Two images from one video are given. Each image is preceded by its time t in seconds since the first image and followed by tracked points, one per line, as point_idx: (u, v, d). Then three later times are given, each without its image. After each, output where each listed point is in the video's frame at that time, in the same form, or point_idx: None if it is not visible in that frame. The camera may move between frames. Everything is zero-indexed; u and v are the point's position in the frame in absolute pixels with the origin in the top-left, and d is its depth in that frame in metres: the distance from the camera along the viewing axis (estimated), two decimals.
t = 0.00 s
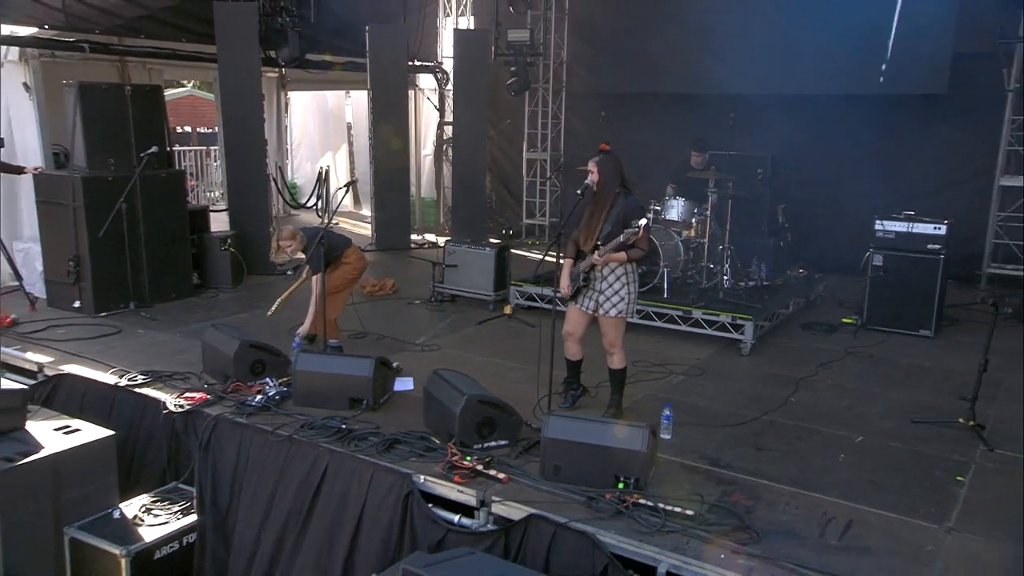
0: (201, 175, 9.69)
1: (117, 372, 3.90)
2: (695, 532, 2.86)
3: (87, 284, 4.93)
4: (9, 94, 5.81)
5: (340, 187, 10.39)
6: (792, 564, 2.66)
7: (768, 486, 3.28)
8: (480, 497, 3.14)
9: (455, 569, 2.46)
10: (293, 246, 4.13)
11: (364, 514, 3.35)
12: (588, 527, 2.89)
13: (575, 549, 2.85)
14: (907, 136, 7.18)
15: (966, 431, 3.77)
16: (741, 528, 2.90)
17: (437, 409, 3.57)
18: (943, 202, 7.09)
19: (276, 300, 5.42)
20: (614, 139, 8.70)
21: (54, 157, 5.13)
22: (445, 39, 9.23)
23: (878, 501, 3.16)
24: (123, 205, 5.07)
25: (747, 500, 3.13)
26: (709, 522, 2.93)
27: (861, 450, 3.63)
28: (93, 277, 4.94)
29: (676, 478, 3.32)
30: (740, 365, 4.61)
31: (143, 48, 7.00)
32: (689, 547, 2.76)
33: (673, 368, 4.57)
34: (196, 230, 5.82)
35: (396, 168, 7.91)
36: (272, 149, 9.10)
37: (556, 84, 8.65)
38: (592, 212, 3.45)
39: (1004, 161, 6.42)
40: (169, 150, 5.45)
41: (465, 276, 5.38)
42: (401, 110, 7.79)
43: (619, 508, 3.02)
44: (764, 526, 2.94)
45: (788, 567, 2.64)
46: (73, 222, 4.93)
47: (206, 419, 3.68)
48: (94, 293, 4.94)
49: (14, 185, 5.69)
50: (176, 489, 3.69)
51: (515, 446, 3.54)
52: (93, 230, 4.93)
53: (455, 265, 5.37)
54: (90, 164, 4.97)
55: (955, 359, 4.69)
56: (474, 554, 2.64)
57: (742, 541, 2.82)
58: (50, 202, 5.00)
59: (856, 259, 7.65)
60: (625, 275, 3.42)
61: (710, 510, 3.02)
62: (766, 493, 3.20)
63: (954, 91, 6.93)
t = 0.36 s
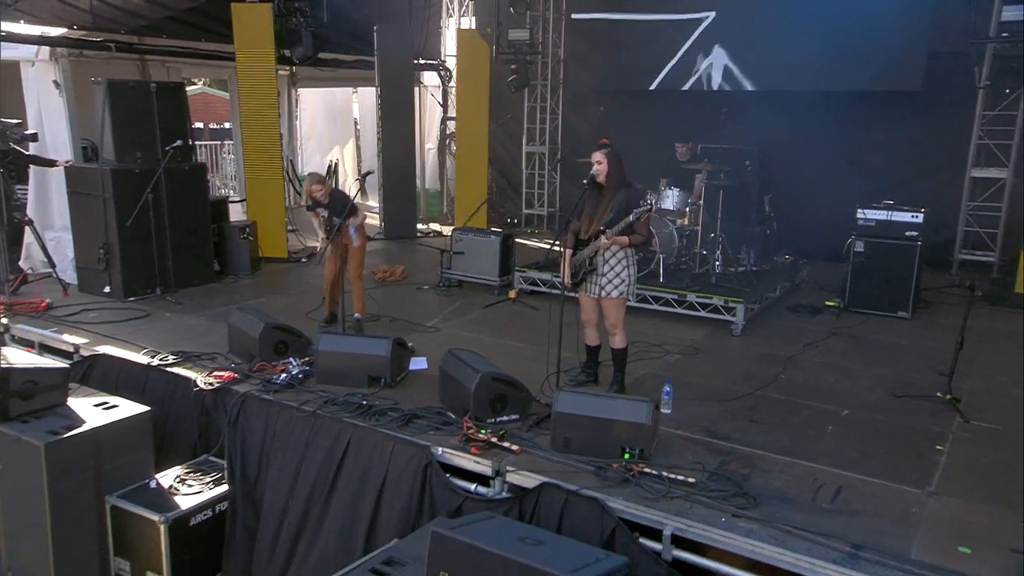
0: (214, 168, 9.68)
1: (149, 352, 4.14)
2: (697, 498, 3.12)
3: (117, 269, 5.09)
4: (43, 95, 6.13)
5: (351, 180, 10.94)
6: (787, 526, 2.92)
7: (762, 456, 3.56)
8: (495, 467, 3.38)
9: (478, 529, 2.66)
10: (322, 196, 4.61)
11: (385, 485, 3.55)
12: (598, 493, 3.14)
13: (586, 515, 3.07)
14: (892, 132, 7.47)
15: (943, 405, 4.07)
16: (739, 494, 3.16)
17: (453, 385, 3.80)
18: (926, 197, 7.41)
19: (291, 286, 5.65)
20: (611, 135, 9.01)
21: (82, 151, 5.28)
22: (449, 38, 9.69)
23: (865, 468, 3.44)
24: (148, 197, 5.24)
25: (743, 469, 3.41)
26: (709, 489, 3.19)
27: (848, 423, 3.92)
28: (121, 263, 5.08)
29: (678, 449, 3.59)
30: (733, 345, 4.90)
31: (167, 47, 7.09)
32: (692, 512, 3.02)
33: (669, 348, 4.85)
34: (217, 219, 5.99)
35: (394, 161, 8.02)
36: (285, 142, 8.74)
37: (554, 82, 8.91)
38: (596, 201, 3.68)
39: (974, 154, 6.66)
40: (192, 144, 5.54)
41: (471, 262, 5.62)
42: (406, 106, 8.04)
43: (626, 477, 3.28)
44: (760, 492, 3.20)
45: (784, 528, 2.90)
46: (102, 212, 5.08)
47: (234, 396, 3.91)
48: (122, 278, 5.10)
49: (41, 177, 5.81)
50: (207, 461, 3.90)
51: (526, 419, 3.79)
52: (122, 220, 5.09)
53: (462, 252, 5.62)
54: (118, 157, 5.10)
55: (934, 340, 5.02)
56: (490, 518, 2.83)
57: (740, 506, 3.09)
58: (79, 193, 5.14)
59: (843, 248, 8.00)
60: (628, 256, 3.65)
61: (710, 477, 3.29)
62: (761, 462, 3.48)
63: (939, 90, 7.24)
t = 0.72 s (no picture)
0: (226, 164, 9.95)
1: (174, 337, 4.38)
2: (695, 468, 3.35)
3: (141, 259, 5.22)
4: (68, 94, 6.21)
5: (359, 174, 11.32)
6: (781, 493, 3.17)
7: (754, 430, 3.84)
8: (506, 442, 3.59)
9: (495, 496, 2.83)
10: (351, 162, 4.97)
11: (401, 460, 3.74)
12: (603, 466, 3.36)
13: (593, 485, 3.30)
14: (873, 130, 7.82)
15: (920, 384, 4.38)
16: (734, 465, 3.39)
17: (463, 367, 4.02)
18: (906, 192, 7.77)
19: (301, 276, 5.87)
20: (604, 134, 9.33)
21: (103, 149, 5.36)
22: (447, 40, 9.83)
23: (849, 441, 3.72)
24: (168, 192, 5.35)
25: (737, 442, 3.67)
26: (706, 460, 3.43)
27: (831, 399, 4.22)
28: (146, 254, 5.22)
29: (675, 424, 3.85)
30: (723, 329, 5.21)
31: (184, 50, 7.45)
32: (692, 481, 3.24)
33: (663, 331, 5.16)
34: (232, 211, 6.11)
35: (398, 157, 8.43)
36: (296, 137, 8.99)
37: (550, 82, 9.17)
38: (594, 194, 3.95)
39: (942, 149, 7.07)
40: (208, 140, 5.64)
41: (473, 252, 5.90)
42: (407, 105, 8.27)
43: (628, 450, 3.50)
44: (754, 463, 3.45)
45: (777, 495, 3.15)
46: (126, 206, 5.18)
47: (256, 378, 4.13)
48: (146, 267, 5.24)
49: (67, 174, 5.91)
50: (232, 439, 4.12)
51: (532, 398, 4.04)
52: (144, 212, 5.20)
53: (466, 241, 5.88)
54: (141, 152, 5.20)
55: (910, 324, 5.35)
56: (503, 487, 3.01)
57: (736, 475, 3.32)
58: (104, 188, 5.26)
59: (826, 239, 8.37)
60: (629, 244, 3.90)
61: (707, 450, 3.54)
62: (753, 436, 3.75)
63: (919, 91, 7.58)
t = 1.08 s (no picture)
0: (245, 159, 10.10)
1: (198, 326, 4.63)
2: (693, 444, 3.64)
3: (162, 253, 5.41)
4: (93, 96, 6.41)
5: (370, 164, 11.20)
6: (773, 466, 3.45)
7: (746, 408, 4.14)
8: (516, 421, 3.85)
9: (513, 470, 3.04)
10: (379, 156, 5.24)
11: (417, 439, 3.99)
12: (608, 442, 3.63)
13: (598, 459, 3.58)
14: (853, 130, 8.20)
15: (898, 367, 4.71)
16: (729, 441, 3.68)
17: (473, 352, 4.29)
18: (884, 189, 8.17)
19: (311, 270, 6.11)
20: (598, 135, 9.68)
21: (126, 148, 5.55)
22: (447, 45, 10.33)
23: (833, 417, 4.04)
24: (189, 188, 5.56)
25: (731, 420, 3.97)
26: (704, 437, 3.71)
27: (814, 379, 4.56)
28: (167, 248, 5.41)
29: (673, 404, 4.15)
30: (713, 317, 5.55)
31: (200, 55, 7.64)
32: (691, 456, 3.53)
33: (657, 319, 5.49)
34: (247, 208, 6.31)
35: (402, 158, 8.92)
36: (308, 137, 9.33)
37: (546, 84, 9.47)
38: (595, 188, 4.17)
39: (912, 149, 7.52)
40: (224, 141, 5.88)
41: (475, 245, 6.20)
42: (407, 107, 8.55)
43: (631, 428, 3.77)
44: (746, 439, 3.74)
45: (770, 468, 3.43)
46: (149, 201, 5.36)
47: (277, 364, 4.39)
48: (167, 260, 5.42)
49: (91, 173, 6.11)
50: (255, 420, 4.37)
51: (539, 381, 4.30)
52: (166, 208, 5.39)
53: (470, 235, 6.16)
54: (162, 152, 5.42)
55: (887, 312, 5.72)
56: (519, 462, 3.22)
57: (731, 450, 3.61)
58: (128, 185, 5.44)
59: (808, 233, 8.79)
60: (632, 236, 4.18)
61: (704, 427, 3.83)
62: (745, 414, 4.06)
63: (895, 94, 7.95)
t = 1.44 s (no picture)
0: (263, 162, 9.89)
1: (222, 315, 4.91)
2: (693, 421, 3.93)
3: (184, 247, 5.63)
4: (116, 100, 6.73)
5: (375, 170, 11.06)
6: (768, 441, 3.72)
7: (740, 387, 4.45)
8: (527, 402, 4.11)
9: (531, 444, 3.25)
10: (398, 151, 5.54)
11: (433, 420, 4.22)
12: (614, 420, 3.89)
13: (606, 434, 3.86)
14: (838, 130, 8.59)
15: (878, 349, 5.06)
16: (726, 417, 3.97)
17: (483, 336, 4.55)
18: (866, 185, 8.57)
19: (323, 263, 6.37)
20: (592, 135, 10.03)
21: (149, 147, 5.75)
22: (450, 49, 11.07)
23: (820, 395, 4.36)
24: (211, 184, 5.76)
25: (728, 398, 4.27)
26: (703, 414, 4.00)
27: (802, 360, 4.90)
28: (188, 242, 5.62)
29: (673, 384, 4.45)
30: (706, 304, 5.89)
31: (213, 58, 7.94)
32: (692, 431, 3.81)
33: (654, 307, 5.82)
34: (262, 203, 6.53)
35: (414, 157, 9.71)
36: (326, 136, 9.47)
37: (543, 86, 9.77)
38: (599, 183, 4.46)
39: (887, 147, 7.95)
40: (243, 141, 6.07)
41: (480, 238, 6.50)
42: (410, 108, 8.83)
43: (635, 406, 4.04)
44: (742, 416, 4.04)
45: (764, 442, 3.71)
46: (172, 198, 5.57)
47: (298, 350, 4.64)
48: (189, 254, 5.64)
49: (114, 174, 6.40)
50: (278, 403, 4.64)
51: (547, 364, 4.56)
52: (187, 204, 5.60)
53: (475, 228, 6.47)
54: (184, 151, 5.59)
55: (868, 299, 6.09)
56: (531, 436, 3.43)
57: (728, 425, 3.91)
58: (152, 184, 5.61)
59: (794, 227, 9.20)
60: (636, 225, 4.50)
61: (702, 405, 4.12)
62: (739, 392, 4.37)
63: (877, 96, 8.33)
